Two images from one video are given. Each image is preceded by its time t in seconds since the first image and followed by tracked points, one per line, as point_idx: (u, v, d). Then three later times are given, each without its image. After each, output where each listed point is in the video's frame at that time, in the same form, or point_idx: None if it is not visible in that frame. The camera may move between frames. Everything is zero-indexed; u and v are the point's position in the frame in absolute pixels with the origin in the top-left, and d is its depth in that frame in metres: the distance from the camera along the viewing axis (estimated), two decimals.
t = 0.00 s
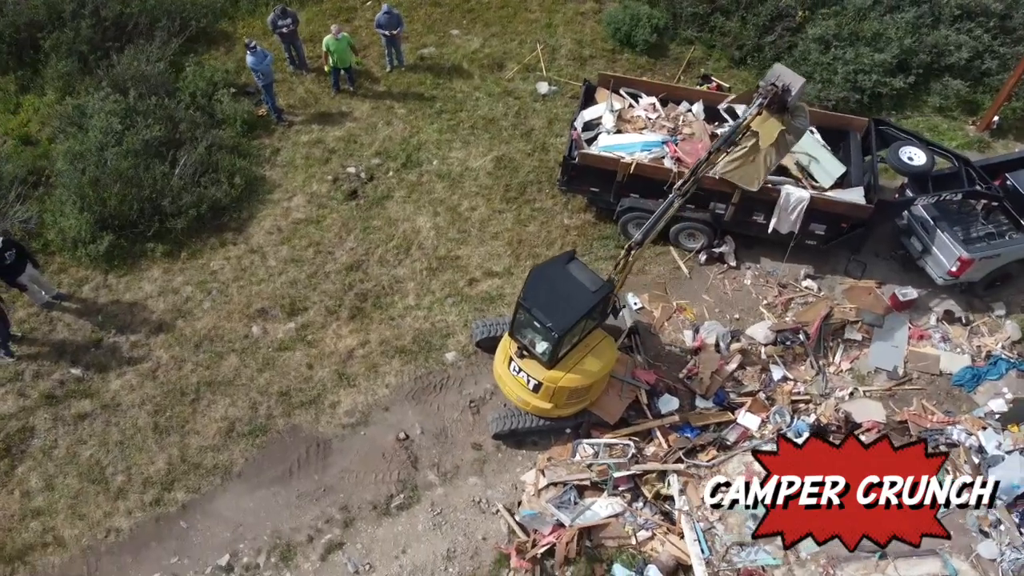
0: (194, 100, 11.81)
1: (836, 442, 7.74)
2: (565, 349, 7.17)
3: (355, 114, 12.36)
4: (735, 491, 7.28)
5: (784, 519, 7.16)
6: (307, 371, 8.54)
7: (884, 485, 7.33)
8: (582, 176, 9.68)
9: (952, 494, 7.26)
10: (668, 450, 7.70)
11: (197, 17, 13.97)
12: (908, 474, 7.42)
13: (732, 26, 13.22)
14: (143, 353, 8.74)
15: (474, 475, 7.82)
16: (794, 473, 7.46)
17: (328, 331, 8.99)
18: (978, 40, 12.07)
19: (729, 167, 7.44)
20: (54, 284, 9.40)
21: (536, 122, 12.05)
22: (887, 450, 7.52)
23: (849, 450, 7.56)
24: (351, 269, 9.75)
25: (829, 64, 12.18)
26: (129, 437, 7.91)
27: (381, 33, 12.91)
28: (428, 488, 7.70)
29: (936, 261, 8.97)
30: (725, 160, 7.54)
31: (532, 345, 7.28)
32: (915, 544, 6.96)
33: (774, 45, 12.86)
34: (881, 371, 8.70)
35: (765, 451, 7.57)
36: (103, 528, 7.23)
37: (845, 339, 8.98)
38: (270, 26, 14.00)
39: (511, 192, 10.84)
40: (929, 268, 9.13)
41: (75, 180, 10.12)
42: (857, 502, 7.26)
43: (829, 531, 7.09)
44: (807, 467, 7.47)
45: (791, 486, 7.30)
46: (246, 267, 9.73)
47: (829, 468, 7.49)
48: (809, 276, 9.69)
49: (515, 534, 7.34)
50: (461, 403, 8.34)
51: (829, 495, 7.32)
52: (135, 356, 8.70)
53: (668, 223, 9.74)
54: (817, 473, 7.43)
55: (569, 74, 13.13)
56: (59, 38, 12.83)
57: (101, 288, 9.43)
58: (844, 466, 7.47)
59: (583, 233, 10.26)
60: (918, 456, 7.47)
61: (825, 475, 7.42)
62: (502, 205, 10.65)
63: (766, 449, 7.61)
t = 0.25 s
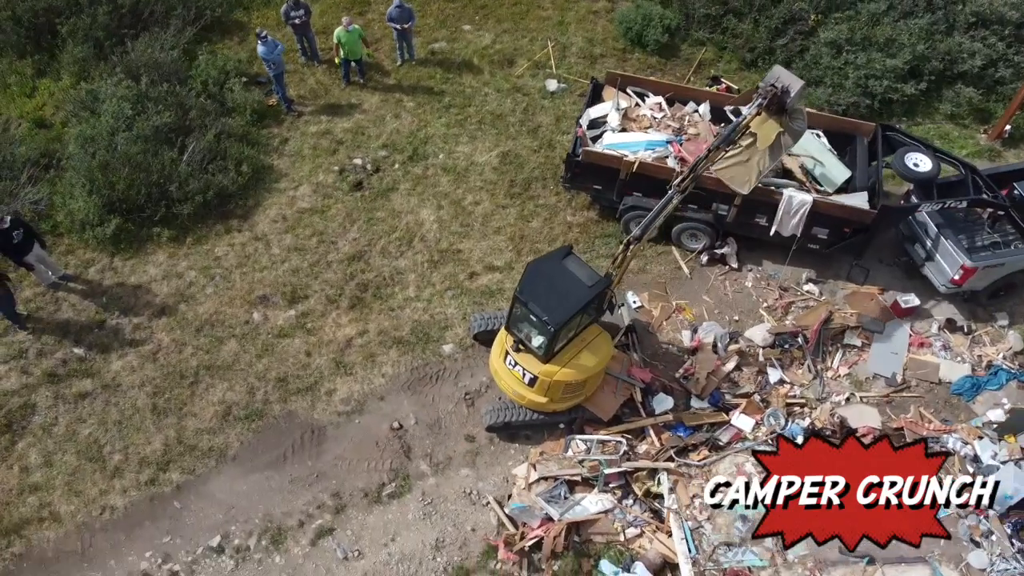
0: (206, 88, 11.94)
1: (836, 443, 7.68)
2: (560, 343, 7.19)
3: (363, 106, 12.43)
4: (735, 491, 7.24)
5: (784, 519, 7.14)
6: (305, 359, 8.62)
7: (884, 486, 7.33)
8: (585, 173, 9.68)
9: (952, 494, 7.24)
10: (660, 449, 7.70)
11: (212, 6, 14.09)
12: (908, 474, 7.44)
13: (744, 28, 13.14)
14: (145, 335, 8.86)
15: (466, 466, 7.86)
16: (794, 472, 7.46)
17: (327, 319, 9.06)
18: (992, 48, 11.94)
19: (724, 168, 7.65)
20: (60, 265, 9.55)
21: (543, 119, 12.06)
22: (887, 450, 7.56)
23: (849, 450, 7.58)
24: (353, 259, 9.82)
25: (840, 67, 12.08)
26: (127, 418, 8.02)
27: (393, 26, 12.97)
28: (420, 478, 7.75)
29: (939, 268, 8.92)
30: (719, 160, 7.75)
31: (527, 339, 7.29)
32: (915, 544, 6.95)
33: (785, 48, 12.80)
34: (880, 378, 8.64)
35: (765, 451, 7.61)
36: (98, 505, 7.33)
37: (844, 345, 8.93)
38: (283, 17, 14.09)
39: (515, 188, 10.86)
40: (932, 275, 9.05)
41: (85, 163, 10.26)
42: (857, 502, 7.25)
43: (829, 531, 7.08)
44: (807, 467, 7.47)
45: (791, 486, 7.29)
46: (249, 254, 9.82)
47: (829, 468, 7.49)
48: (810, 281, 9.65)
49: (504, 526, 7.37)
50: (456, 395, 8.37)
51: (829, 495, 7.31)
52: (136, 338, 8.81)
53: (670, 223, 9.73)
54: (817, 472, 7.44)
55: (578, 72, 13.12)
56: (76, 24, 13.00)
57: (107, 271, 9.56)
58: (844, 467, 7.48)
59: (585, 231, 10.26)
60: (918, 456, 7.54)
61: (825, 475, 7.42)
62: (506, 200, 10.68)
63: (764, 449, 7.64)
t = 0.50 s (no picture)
0: (215, 78, 12.03)
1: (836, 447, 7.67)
2: (556, 339, 7.19)
3: (371, 100, 12.49)
4: (735, 490, 7.22)
5: (784, 519, 7.11)
6: (303, 348, 8.68)
7: (884, 485, 7.31)
8: (588, 170, 9.68)
9: (953, 494, 7.17)
10: (652, 448, 7.71)
11: None
12: (908, 474, 7.39)
13: (755, 30, 13.06)
14: (147, 320, 8.95)
15: (459, 458, 7.89)
16: (794, 473, 7.42)
17: (327, 309, 9.12)
18: (1005, 55, 11.83)
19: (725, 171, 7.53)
20: (66, 249, 9.67)
21: (549, 117, 12.06)
22: (887, 450, 7.51)
23: (849, 449, 7.52)
24: (355, 251, 9.88)
25: (850, 71, 11.99)
26: (126, 400, 8.12)
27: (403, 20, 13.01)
28: (413, 468, 7.79)
29: (941, 275, 8.86)
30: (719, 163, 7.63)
31: (523, 334, 7.30)
32: (915, 544, 6.92)
33: (795, 50, 12.71)
34: (878, 383, 8.59)
35: (765, 451, 7.57)
36: (94, 485, 7.43)
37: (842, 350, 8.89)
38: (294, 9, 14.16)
39: (519, 184, 10.88)
40: (934, 282, 9.00)
41: (93, 149, 10.38)
42: (857, 502, 7.24)
43: (828, 531, 7.07)
44: (807, 467, 7.44)
45: (791, 486, 7.26)
46: (252, 243, 9.91)
47: (828, 468, 7.46)
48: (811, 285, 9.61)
49: (494, 520, 7.40)
50: (451, 387, 8.41)
51: (829, 495, 7.29)
52: (138, 323, 8.91)
53: (672, 222, 9.71)
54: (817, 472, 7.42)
55: (587, 71, 13.10)
56: (91, 12, 13.13)
57: (111, 256, 9.68)
58: (844, 467, 7.44)
59: (587, 229, 10.27)
60: (918, 456, 7.46)
61: (825, 475, 7.39)
62: (509, 196, 10.70)
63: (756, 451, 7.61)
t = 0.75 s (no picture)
0: (226, 67, 12.14)
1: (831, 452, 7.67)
2: (549, 335, 7.20)
3: (380, 93, 12.56)
4: (735, 491, 7.18)
5: (784, 519, 7.06)
6: (301, 335, 8.76)
7: (884, 485, 7.28)
8: (591, 169, 9.68)
9: (952, 494, 7.16)
10: (643, 446, 7.70)
11: None
12: (908, 474, 7.38)
13: (766, 33, 12.99)
14: (149, 303, 9.07)
15: (450, 450, 7.94)
16: (794, 473, 7.40)
17: (326, 299, 9.19)
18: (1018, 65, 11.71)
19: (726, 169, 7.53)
20: (73, 231, 9.81)
21: (556, 115, 12.07)
22: (887, 450, 7.52)
23: (849, 450, 7.52)
24: (356, 241, 9.95)
25: (860, 77, 11.90)
26: (125, 381, 8.23)
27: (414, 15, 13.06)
28: (404, 458, 7.85)
29: (942, 284, 8.79)
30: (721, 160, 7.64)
31: (516, 330, 7.33)
32: (915, 544, 6.88)
33: (807, 54, 12.58)
34: (874, 390, 8.55)
35: (764, 451, 7.55)
36: (89, 464, 7.54)
37: (840, 356, 8.84)
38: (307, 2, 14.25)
39: (522, 181, 10.90)
40: (935, 291, 8.94)
41: (103, 134, 10.52)
42: (857, 502, 7.19)
43: (829, 531, 7.03)
44: (807, 467, 7.42)
45: (791, 486, 7.23)
46: (256, 231, 10.01)
47: (828, 468, 7.44)
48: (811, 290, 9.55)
49: (483, 512, 7.44)
50: (445, 380, 8.46)
51: (829, 495, 7.24)
52: (140, 306, 9.03)
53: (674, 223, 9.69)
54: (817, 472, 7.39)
55: (596, 70, 13.09)
56: None
57: (117, 240, 9.81)
58: (844, 467, 7.43)
59: (589, 227, 10.28)
60: (918, 456, 7.46)
61: (825, 475, 7.36)
62: (512, 192, 10.73)
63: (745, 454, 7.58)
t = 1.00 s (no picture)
0: (236, 59, 12.25)
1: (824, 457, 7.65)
2: (544, 331, 7.18)
3: (387, 87, 12.62)
4: (735, 491, 7.17)
5: (784, 519, 7.04)
6: (299, 325, 8.83)
7: (884, 485, 7.23)
8: (593, 167, 9.69)
9: (953, 494, 7.12)
10: (635, 444, 7.71)
11: None
12: (908, 474, 7.35)
13: (776, 35, 12.92)
14: (151, 289, 9.17)
15: (443, 443, 7.98)
16: (794, 473, 7.35)
17: (325, 290, 9.26)
18: None
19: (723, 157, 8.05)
20: (80, 216, 9.94)
21: (562, 113, 12.08)
22: (887, 450, 7.48)
23: (849, 449, 7.47)
24: (358, 234, 10.01)
25: (869, 81, 11.81)
26: (124, 365, 8.33)
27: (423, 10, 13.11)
28: (397, 449, 7.90)
29: (943, 291, 8.72)
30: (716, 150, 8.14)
31: (511, 328, 7.30)
32: (915, 545, 6.89)
33: (816, 59, 12.42)
34: (871, 396, 8.50)
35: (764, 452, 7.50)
36: (86, 446, 7.64)
37: (836, 360, 8.81)
38: None
39: (525, 178, 10.92)
40: (936, 298, 8.87)
41: (112, 121, 10.64)
42: (857, 502, 7.14)
43: (829, 532, 7.01)
44: (807, 467, 7.36)
45: (790, 486, 7.20)
46: (259, 221, 10.09)
47: (828, 468, 7.38)
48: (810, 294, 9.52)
49: (472, 505, 7.48)
50: (440, 373, 8.49)
51: (829, 495, 7.21)
52: (142, 292, 9.13)
53: (675, 224, 9.66)
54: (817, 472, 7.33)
55: (604, 69, 13.08)
56: None
57: (122, 226, 9.93)
58: (844, 467, 7.38)
59: (590, 225, 10.28)
60: (918, 456, 7.42)
61: (825, 475, 7.31)
62: (514, 189, 10.76)
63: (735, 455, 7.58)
